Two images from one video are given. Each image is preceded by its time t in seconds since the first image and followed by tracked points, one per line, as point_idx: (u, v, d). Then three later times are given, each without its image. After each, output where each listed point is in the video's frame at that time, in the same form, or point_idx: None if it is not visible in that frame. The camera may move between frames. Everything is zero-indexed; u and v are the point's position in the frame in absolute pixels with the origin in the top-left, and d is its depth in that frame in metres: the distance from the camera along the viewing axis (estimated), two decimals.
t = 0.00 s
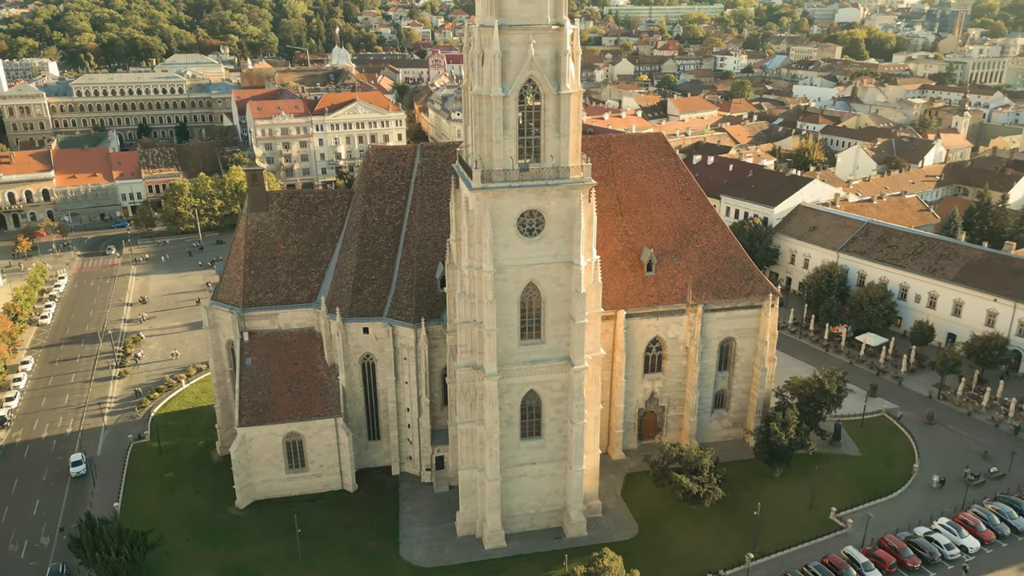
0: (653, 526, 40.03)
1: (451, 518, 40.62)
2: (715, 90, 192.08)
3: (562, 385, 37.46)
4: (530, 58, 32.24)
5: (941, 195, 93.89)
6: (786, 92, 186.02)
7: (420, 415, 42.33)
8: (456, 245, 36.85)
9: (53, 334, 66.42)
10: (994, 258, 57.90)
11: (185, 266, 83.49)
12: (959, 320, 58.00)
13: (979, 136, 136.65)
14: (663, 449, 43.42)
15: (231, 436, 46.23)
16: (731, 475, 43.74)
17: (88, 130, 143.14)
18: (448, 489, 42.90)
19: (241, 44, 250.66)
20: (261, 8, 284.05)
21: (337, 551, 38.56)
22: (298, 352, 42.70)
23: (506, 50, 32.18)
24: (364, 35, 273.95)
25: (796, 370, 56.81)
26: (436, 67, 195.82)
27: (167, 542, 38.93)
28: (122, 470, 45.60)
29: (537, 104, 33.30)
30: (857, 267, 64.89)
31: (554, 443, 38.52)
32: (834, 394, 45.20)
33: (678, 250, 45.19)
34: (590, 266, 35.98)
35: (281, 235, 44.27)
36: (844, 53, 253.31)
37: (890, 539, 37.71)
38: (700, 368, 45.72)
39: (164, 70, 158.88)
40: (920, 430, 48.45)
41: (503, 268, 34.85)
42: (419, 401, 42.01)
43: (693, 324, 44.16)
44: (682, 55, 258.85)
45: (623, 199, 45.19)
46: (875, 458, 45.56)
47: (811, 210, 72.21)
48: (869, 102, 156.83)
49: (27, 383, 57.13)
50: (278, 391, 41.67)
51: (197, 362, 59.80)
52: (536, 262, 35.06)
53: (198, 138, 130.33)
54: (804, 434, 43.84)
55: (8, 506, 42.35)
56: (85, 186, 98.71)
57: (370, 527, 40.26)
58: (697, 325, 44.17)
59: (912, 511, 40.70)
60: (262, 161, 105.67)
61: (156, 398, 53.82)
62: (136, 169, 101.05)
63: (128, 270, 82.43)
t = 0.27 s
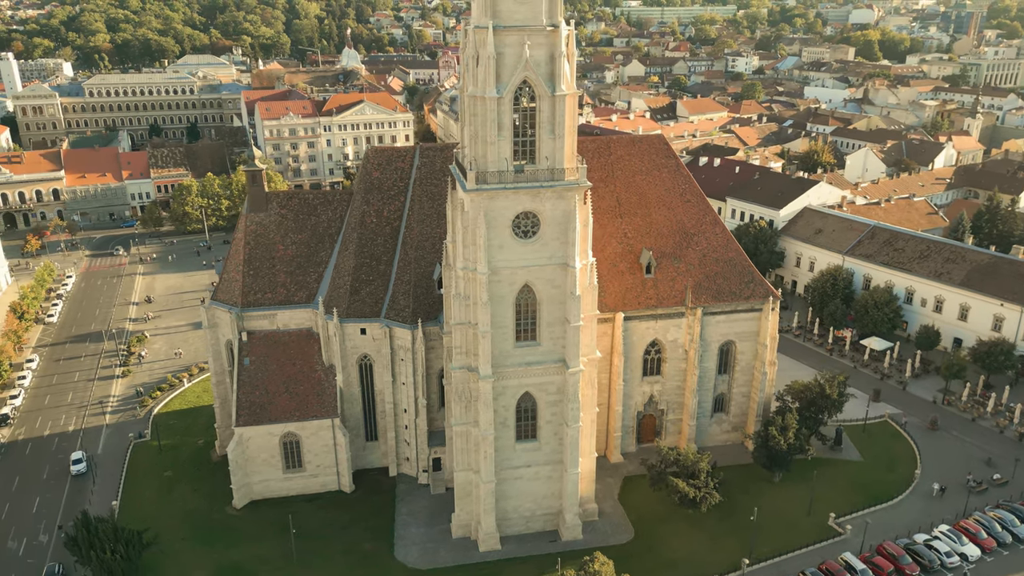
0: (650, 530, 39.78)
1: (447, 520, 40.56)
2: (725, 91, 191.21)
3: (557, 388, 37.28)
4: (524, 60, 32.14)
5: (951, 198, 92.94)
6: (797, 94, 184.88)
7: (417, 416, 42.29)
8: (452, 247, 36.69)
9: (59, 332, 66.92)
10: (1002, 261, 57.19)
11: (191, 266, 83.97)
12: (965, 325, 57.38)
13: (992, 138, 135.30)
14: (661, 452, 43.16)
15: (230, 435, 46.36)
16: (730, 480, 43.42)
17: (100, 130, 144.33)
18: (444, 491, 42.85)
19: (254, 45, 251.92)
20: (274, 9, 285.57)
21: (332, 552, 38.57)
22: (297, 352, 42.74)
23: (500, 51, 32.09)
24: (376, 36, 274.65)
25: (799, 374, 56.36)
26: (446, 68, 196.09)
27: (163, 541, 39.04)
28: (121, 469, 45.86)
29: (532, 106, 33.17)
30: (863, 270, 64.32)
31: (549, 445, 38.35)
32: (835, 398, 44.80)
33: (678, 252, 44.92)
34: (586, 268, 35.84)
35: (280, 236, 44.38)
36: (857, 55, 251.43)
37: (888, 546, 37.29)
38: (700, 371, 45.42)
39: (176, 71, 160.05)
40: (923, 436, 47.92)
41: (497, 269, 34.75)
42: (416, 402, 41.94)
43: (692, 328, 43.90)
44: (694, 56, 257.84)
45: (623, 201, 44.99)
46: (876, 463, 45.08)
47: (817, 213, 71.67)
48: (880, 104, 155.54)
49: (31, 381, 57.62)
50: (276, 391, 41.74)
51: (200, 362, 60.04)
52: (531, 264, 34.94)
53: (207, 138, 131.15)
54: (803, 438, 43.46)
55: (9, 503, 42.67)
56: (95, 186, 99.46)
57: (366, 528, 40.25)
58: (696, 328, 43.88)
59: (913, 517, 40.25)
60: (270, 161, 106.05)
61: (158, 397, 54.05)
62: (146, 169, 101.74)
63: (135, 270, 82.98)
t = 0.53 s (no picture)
0: (648, 535, 39.51)
1: (444, 522, 40.47)
2: (738, 93, 190.08)
3: (555, 391, 37.12)
4: (521, 62, 32.05)
5: (964, 202, 91.68)
6: (811, 96, 183.58)
7: (416, 417, 42.29)
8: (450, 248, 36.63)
9: (67, 331, 67.53)
10: (1012, 266, 56.36)
11: (200, 266, 84.53)
12: (974, 330, 56.62)
13: (1007, 142, 133.65)
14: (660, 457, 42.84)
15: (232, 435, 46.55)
16: (730, 485, 43.06)
17: (114, 130, 145.66)
18: (443, 493, 42.77)
19: (268, 47, 253.42)
20: (289, 11, 287.23)
21: (329, 553, 38.61)
22: (297, 353, 42.85)
23: (497, 53, 32.00)
24: (389, 38, 275.34)
25: (804, 378, 55.86)
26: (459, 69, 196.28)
27: (162, 540, 39.24)
28: (123, 467, 46.16)
29: (529, 108, 33.05)
30: (870, 275, 63.66)
31: (546, 449, 38.18)
32: (837, 404, 44.33)
33: (679, 255, 44.63)
34: (583, 271, 35.68)
35: (281, 237, 44.50)
36: (873, 57, 249.27)
37: (889, 555, 36.79)
38: (701, 376, 45.12)
39: (190, 73, 161.42)
40: (928, 443, 47.32)
41: (494, 271, 34.64)
42: (415, 404, 41.93)
43: (693, 331, 43.59)
44: (707, 58, 256.62)
45: (624, 203, 44.75)
46: (880, 470, 44.57)
47: (825, 216, 71.03)
48: (895, 106, 154.06)
49: (38, 379, 58.19)
50: (275, 392, 41.85)
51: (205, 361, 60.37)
52: (528, 267, 34.80)
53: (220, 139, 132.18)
54: (804, 444, 43.02)
55: (11, 500, 43.07)
56: (107, 186, 100.38)
57: (363, 529, 40.26)
58: (697, 332, 43.60)
59: (915, 526, 39.71)
60: (280, 162, 106.59)
61: (162, 397, 54.39)
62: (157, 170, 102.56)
63: (145, 269, 83.67)
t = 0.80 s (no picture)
0: (647, 540, 39.24)
1: (442, 525, 40.39)
2: (752, 96, 188.88)
3: (553, 394, 36.96)
4: (518, 64, 31.94)
5: (979, 206, 90.33)
6: (826, 98, 182.11)
7: (415, 419, 42.28)
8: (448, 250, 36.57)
9: (77, 329, 68.19)
10: None
11: (210, 266, 85.10)
12: (985, 337, 55.76)
13: None
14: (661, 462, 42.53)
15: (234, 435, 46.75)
16: (731, 491, 42.71)
17: (130, 131, 147.10)
18: (442, 495, 42.70)
19: (284, 48, 255.05)
20: (305, 13, 288.99)
21: (326, 554, 38.66)
22: (298, 354, 42.97)
23: (494, 55, 31.92)
24: (404, 39, 276.19)
25: (810, 384, 55.30)
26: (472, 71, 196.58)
27: (161, 539, 39.47)
28: (126, 465, 46.49)
29: (527, 110, 32.94)
30: (880, 279, 62.94)
31: (544, 452, 38.01)
32: (841, 410, 43.83)
33: (682, 259, 44.34)
34: (581, 273, 35.52)
35: (284, 238, 44.67)
36: (890, 59, 246.89)
37: (890, 564, 36.27)
38: (703, 380, 44.76)
39: (205, 74, 162.77)
40: (935, 450, 46.66)
41: (492, 274, 34.53)
42: (415, 406, 41.90)
43: (695, 335, 43.26)
44: (722, 60, 255.21)
45: (626, 206, 44.53)
46: (884, 478, 44.00)
47: (835, 220, 70.34)
48: (911, 109, 152.45)
49: (47, 377, 58.80)
50: (276, 392, 42.00)
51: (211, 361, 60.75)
52: (526, 269, 34.69)
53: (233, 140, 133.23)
54: (807, 451, 42.55)
55: (15, 497, 43.49)
56: (120, 186, 101.35)
57: (361, 531, 40.29)
58: (699, 336, 43.27)
59: (918, 535, 39.15)
60: (291, 163, 107.15)
61: (167, 396, 54.79)
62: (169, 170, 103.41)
63: (155, 269, 84.36)
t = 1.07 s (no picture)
0: (646, 546, 38.94)
1: (440, 528, 40.32)
2: (767, 99, 187.62)
3: (551, 398, 36.80)
4: (516, 66, 31.85)
5: (994, 212, 89.22)
6: (842, 101, 180.55)
7: (415, 421, 42.27)
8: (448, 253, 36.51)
9: (87, 329, 68.86)
10: None
11: (220, 267, 85.69)
12: (996, 344, 54.87)
13: None
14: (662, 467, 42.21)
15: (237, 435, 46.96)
16: (733, 498, 42.31)
17: (146, 132, 148.60)
18: (441, 498, 42.64)
19: (300, 51, 256.75)
20: (322, 16, 290.72)
21: (324, 555, 38.70)
22: (299, 355, 43.10)
23: (492, 58, 31.85)
24: (419, 42, 277.02)
25: (817, 390, 54.72)
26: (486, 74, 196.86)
27: (162, 538, 39.72)
28: (131, 464, 46.85)
29: (526, 113, 32.84)
30: (890, 285, 62.19)
31: (543, 456, 37.83)
32: (846, 417, 43.33)
33: (685, 263, 44.02)
34: (580, 277, 35.35)
35: (287, 239, 44.86)
36: (908, 62, 244.36)
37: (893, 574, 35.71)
38: (706, 385, 44.40)
39: (221, 76, 164.12)
40: (942, 459, 45.98)
41: (490, 277, 34.43)
42: (415, 408, 41.88)
43: (698, 340, 42.91)
44: (738, 63, 253.83)
45: (630, 210, 44.30)
46: (890, 486, 43.41)
47: (846, 224, 69.63)
48: (928, 113, 150.73)
49: (56, 375, 59.44)
50: (277, 393, 42.15)
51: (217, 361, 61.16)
52: (524, 272, 34.56)
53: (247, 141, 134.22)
54: (810, 458, 42.09)
55: (20, 494, 43.91)
56: (134, 187, 102.35)
57: (360, 532, 40.31)
58: (702, 341, 42.92)
59: (923, 545, 38.56)
60: (302, 165, 107.74)
61: (173, 395, 55.19)
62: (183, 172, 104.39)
63: (167, 269, 85.05)
